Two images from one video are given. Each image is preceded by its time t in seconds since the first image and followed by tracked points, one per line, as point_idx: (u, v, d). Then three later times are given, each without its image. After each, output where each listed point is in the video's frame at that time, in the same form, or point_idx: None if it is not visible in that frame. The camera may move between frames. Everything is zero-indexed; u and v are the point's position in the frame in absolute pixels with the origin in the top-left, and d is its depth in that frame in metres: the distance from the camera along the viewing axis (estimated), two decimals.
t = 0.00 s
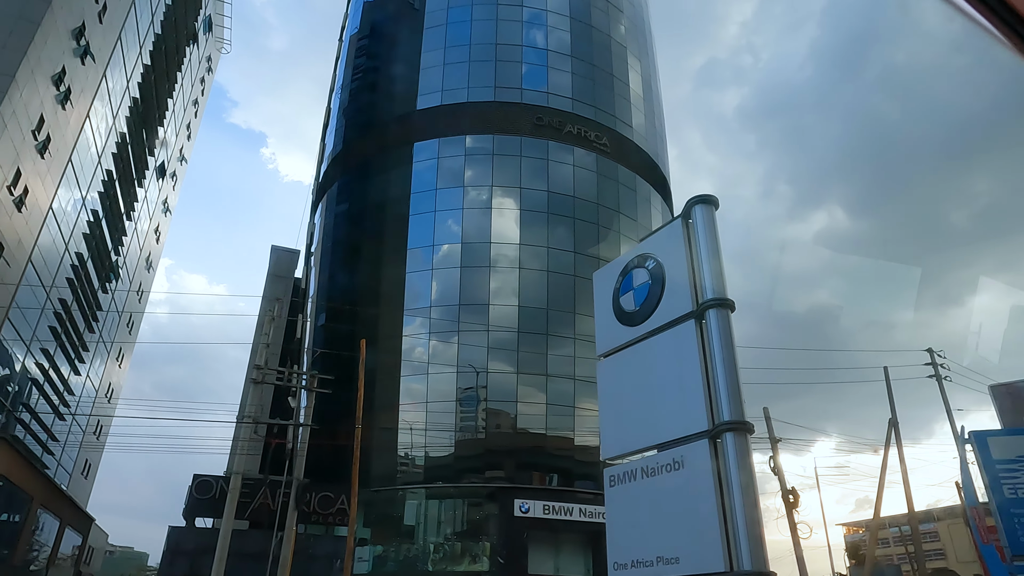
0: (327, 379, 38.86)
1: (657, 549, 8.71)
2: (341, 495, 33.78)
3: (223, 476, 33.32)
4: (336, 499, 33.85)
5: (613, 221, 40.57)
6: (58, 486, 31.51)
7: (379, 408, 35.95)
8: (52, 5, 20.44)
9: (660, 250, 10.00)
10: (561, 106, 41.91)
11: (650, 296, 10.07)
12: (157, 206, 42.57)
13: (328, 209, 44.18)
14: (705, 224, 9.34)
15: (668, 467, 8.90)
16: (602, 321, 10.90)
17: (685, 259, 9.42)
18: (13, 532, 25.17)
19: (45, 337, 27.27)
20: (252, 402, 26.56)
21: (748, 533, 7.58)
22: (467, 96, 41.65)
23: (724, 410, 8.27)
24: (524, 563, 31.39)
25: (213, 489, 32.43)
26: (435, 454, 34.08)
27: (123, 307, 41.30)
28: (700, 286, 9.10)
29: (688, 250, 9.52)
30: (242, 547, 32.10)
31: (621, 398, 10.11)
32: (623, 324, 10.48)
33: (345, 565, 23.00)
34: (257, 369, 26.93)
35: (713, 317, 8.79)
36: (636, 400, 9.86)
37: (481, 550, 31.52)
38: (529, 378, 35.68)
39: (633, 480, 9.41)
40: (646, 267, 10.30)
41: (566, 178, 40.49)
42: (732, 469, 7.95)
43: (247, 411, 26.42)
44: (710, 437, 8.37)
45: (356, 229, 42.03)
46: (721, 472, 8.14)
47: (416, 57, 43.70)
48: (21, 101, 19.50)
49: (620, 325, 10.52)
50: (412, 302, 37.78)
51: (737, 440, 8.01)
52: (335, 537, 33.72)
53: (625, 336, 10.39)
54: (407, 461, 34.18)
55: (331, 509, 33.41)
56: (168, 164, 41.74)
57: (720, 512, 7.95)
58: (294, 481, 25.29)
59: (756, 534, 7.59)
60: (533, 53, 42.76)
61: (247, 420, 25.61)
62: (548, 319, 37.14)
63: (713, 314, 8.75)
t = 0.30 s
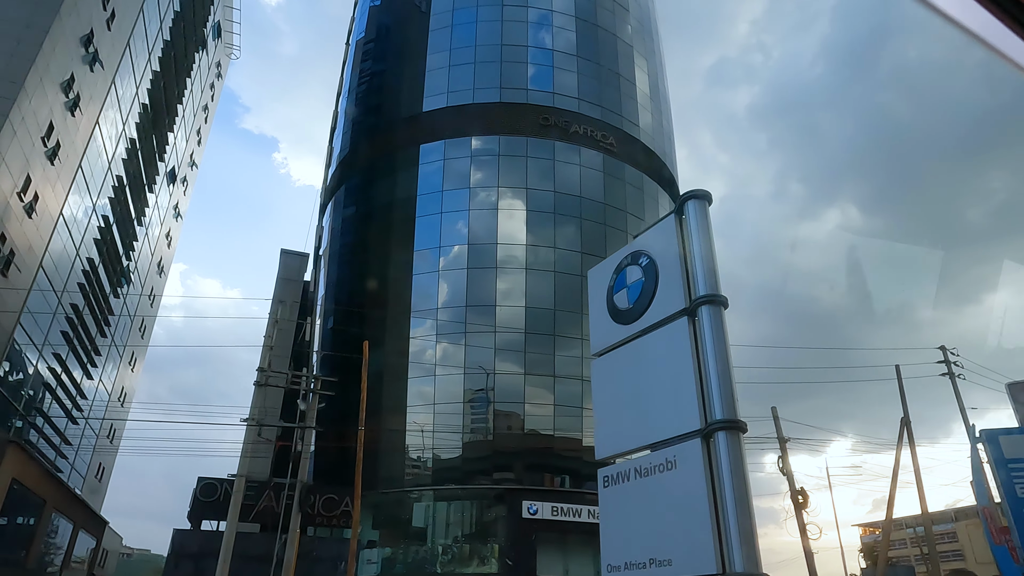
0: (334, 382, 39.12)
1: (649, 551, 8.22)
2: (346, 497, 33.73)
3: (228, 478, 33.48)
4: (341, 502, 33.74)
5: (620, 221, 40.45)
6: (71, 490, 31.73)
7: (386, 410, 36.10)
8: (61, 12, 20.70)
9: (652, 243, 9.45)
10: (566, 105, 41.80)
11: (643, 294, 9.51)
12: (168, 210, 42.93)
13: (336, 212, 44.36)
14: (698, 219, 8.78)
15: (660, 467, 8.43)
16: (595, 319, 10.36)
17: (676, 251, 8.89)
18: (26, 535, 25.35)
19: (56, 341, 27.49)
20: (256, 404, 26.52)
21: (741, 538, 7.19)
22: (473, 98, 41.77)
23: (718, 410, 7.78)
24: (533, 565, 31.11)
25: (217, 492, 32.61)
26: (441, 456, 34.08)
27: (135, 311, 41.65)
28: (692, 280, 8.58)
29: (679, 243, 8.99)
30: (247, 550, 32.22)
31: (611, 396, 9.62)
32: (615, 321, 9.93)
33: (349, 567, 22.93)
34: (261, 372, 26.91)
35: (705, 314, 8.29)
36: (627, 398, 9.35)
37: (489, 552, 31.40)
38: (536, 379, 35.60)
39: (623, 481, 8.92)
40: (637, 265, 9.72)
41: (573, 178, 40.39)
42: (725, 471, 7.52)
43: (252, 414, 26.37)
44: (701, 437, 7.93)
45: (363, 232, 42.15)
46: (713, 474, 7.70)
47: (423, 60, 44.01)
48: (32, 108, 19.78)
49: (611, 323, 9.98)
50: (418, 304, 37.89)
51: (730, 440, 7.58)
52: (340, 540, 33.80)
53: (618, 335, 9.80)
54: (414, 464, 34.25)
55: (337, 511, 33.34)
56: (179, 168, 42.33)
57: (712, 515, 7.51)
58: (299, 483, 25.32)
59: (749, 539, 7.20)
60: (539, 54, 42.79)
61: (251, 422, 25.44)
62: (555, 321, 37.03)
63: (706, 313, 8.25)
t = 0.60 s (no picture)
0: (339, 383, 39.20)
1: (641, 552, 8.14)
2: (346, 499, 33.35)
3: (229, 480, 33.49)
4: (341, 504, 33.33)
5: (624, 221, 40.36)
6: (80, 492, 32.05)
7: (391, 411, 36.21)
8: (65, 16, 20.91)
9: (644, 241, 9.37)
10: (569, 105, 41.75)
11: (635, 292, 9.39)
12: (175, 214, 43.22)
13: (341, 213, 44.47)
14: (689, 217, 8.74)
15: (652, 467, 8.29)
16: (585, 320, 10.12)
17: (669, 250, 8.79)
18: (34, 538, 25.66)
19: (64, 344, 27.72)
20: (258, 406, 26.61)
21: (731, 538, 7.05)
22: (476, 98, 41.79)
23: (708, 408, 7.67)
24: (537, 566, 31.15)
25: (218, 494, 32.61)
26: (446, 457, 34.10)
27: (142, 314, 41.94)
28: (684, 279, 8.46)
29: (672, 241, 8.93)
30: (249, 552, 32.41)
31: (606, 395, 9.46)
32: (608, 318, 9.81)
33: (349, 568, 22.97)
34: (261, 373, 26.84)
35: (697, 311, 8.19)
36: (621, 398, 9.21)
37: (494, 553, 31.45)
38: (541, 379, 35.56)
39: (619, 481, 8.79)
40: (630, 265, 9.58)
41: (576, 177, 40.39)
42: (714, 473, 7.36)
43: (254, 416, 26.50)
44: (693, 435, 7.77)
45: (367, 233, 42.23)
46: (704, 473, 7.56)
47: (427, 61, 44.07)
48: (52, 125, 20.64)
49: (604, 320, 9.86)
50: (423, 306, 37.96)
51: (720, 440, 7.41)
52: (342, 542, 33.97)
53: (612, 333, 9.65)
54: (418, 465, 34.32)
55: (336, 514, 32.90)
56: (186, 172, 42.67)
57: (703, 516, 7.38)
58: (299, 486, 25.36)
59: (739, 539, 7.06)
60: (542, 54, 42.82)
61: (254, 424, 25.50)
62: (560, 321, 37.04)
63: (697, 309, 8.17)
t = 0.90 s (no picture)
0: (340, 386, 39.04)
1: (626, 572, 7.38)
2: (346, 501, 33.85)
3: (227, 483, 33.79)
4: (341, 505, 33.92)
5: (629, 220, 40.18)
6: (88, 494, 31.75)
7: (395, 413, 35.42)
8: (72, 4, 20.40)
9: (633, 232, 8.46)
10: (571, 105, 41.78)
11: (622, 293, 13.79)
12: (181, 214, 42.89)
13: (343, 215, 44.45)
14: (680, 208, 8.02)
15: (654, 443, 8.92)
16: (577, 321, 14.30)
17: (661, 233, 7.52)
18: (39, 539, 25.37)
19: (70, 346, 27.10)
20: (258, 407, 26.84)
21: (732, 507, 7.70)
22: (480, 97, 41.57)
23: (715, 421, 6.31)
24: (542, 566, 30.88)
25: (218, 496, 33.10)
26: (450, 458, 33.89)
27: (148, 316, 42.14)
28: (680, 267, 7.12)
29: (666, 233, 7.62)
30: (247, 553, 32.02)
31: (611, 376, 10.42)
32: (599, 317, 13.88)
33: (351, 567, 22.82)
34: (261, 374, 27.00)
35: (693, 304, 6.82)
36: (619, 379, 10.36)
37: (499, 555, 31.16)
38: (544, 380, 35.61)
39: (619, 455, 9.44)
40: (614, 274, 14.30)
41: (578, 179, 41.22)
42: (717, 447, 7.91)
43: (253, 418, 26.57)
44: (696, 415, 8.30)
45: (369, 234, 42.18)
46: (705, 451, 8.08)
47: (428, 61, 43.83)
48: (107, 122, 19.42)
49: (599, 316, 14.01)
50: (427, 307, 38.55)
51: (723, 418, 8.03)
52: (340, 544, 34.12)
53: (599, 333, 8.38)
54: (422, 466, 33.87)
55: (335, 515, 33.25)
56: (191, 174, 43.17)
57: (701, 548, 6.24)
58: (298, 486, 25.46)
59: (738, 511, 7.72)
60: (544, 55, 43.01)
61: (253, 426, 25.81)
62: (563, 321, 37.37)
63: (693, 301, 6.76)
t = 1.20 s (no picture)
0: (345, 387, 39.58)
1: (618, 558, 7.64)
2: (344, 504, 33.79)
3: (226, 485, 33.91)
4: (340, 506, 34.11)
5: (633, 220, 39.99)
6: (95, 498, 32.62)
7: (397, 414, 36.08)
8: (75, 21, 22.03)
9: (623, 232, 8.87)
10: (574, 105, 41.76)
11: (612, 285, 8.75)
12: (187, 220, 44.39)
13: (347, 217, 44.74)
14: (666, 207, 8.45)
15: (627, 463, 7.86)
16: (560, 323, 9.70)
17: (644, 238, 8.37)
18: (44, 544, 26.41)
19: (75, 349, 27.83)
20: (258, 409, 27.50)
21: (703, 539, 6.83)
22: (482, 100, 42.06)
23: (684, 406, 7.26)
24: (543, 568, 31.66)
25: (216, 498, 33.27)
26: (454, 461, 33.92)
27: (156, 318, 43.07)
28: (659, 269, 8.05)
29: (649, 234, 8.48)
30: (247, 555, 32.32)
31: (592, 394, 8.81)
32: (587, 312, 9.14)
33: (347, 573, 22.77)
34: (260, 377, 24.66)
35: (671, 302, 7.79)
36: (606, 396, 8.55)
37: (501, 557, 31.80)
38: (547, 381, 35.45)
39: (596, 477, 8.29)
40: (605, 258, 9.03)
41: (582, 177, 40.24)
42: (685, 463, 7.06)
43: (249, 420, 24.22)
44: (665, 433, 7.42)
45: (372, 236, 42.39)
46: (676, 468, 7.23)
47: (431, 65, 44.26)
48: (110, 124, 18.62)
49: (587, 313, 9.14)
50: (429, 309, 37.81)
51: (692, 434, 7.11)
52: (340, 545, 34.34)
53: (589, 329, 9.07)
54: (425, 468, 34.19)
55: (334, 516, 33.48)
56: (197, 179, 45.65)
57: (674, 520, 7.04)
58: (297, 488, 25.58)
59: (710, 535, 6.86)
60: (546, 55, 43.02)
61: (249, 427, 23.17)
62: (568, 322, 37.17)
63: (668, 300, 7.79)
